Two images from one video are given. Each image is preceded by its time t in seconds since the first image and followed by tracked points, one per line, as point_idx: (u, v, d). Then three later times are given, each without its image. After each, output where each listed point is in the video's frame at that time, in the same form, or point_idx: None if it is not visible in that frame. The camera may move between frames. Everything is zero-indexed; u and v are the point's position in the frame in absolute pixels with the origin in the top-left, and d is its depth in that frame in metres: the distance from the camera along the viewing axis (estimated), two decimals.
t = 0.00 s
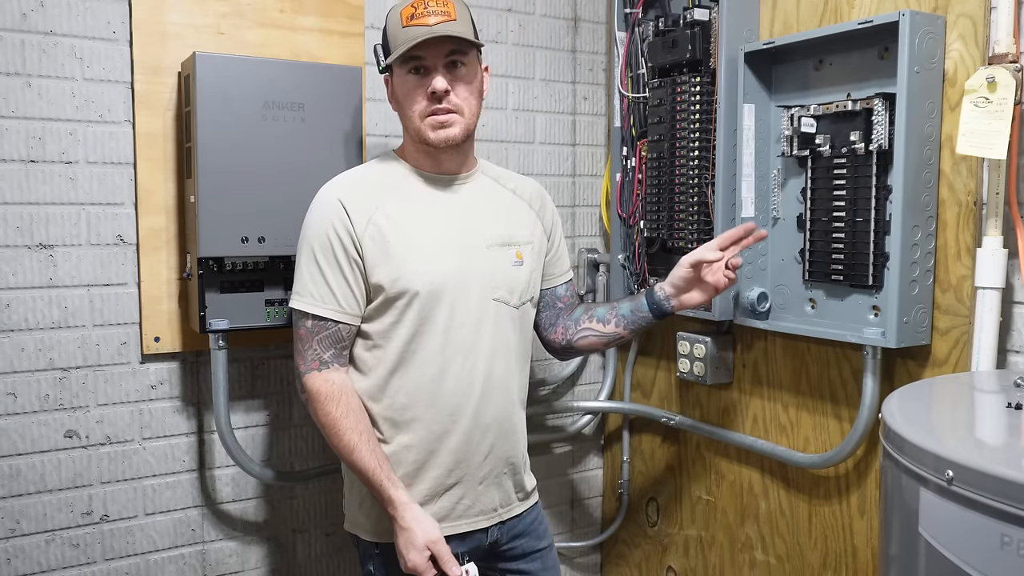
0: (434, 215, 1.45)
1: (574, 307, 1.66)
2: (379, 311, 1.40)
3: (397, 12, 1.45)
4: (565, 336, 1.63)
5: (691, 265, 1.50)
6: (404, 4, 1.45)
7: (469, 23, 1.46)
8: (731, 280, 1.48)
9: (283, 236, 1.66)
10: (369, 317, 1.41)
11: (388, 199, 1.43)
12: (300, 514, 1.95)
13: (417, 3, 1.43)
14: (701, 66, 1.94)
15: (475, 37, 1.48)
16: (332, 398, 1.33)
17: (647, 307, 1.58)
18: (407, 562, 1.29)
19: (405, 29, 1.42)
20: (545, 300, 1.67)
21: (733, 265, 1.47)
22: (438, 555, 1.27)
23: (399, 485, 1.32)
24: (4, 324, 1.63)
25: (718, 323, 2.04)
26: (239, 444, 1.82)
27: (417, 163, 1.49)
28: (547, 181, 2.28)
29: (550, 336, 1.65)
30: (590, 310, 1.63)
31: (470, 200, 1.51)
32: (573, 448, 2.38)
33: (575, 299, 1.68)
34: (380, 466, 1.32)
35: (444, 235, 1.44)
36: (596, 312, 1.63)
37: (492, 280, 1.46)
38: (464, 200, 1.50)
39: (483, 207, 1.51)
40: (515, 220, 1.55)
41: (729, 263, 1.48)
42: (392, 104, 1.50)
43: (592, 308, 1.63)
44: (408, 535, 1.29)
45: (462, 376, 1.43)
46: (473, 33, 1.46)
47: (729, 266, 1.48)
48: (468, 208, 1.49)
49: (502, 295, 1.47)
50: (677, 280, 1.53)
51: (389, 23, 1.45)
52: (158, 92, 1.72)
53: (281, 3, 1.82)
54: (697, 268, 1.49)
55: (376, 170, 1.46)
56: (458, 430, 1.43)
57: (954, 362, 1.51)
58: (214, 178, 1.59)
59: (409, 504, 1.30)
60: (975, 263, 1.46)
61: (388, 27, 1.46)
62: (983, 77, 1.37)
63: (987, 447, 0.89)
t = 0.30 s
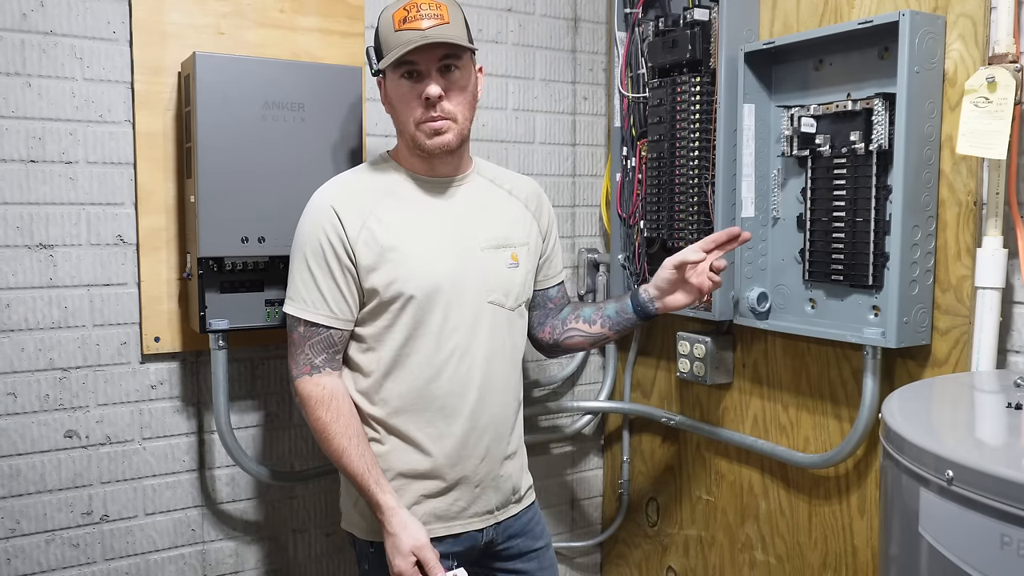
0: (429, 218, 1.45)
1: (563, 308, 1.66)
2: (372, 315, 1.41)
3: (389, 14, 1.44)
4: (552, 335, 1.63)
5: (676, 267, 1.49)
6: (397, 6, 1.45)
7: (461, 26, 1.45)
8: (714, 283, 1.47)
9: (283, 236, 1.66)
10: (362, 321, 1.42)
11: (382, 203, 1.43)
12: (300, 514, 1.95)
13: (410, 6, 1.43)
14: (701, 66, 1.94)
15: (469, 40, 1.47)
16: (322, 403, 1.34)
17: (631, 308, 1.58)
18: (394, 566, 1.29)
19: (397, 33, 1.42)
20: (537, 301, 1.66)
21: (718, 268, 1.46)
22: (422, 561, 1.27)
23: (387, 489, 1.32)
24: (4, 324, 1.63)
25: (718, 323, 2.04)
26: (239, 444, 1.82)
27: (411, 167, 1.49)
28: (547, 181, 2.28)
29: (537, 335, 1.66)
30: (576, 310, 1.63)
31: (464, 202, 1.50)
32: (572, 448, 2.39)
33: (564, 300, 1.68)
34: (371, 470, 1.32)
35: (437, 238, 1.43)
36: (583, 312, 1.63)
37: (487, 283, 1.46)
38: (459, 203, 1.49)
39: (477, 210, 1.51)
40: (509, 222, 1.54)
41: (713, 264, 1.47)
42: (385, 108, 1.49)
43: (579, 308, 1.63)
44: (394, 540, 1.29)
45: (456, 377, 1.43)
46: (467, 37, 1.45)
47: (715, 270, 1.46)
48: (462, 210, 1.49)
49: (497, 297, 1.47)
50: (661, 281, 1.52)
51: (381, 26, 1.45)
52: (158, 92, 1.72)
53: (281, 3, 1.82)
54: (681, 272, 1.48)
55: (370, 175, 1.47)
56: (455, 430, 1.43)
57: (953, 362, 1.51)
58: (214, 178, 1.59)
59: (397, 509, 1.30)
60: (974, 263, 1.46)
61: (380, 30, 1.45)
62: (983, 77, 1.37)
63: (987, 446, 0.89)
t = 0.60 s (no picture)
0: (426, 218, 1.45)
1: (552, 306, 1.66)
2: (371, 319, 1.41)
3: (398, 10, 1.44)
4: (537, 333, 1.65)
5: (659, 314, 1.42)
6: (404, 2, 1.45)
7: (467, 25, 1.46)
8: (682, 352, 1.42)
9: (283, 236, 1.66)
10: (360, 325, 1.42)
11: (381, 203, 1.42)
12: (300, 513, 1.95)
13: (420, 4, 1.43)
14: (701, 66, 1.94)
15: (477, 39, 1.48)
16: (320, 405, 1.34)
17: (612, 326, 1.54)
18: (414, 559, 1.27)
19: (408, 30, 1.41)
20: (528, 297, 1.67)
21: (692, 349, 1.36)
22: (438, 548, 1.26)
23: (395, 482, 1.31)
24: (4, 324, 1.63)
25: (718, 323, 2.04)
26: (239, 444, 1.82)
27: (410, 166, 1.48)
28: (547, 181, 2.28)
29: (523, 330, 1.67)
30: (563, 311, 1.64)
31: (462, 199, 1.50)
32: (573, 448, 2.39)
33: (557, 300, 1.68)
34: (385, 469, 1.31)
35: (435, 237, 1.43)
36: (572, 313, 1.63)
37: (486, 283, 1.46)
38: (455, 201, 1.49)
39: (474, 208, 1.51)
40: (505, 219, 1.54)
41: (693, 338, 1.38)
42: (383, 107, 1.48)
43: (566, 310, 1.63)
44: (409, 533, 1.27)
45: (457, 377, 1.43)
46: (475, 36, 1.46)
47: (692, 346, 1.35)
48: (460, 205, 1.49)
49: (496, 297, 1.47)
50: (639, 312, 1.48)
51: (387, 22, 1.44)
52: (158, 92, 1.72)
53: (281, 3, 1.82)
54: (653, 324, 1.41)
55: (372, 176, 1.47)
56: (455, 430, 1.43)
57: (953, 362, 1.51)
58: (214, 179, 1.59)
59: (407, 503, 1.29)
60: (975, 263, 1.46)
61: (386, 26, 1.44)
62: (983, 77, 1.37)
63: (987, 447, 0.89)
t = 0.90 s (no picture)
0: (478, 219, 1.55)
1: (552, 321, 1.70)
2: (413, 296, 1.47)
3: (490, 17, 1.55)
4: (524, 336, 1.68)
5: (591, 428, 1.48)
6: (498, 10, 1.56)
7: (556, 39, 1.57)
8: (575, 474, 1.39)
9: (283, 237, 1.66)
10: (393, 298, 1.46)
11: (438, 206, 1.55)
12: (300, 513, 1.95)
13: (512, 11, 1.53)
14: (701, 66, 1.94)
15: (558, 52, 1.58)
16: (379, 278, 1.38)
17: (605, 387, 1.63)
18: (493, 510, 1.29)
19: (496, 32, 1.52)
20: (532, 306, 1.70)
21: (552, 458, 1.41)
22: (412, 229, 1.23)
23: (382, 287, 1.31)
24: (4, 324, 1.63)
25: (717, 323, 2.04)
26: (239, 444, 1.81)
27: (482, 162, 1.62)
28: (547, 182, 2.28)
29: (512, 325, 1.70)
30: (598, 343, 1.73)
31: (506, 200, 1.58)
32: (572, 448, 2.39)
33: (621, 342, 1.75)
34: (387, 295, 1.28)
35: (494, 236, 1.54)
36: (598, 345, 1.73)
37: (542, 279, 1.56)
38: (535, 203, 1.60)
39: (543, 210, 1.60)
40: (579, 221, 1.63)
41: (562, 474, 1.41)
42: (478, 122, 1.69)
43: (600, 344, 1.73)
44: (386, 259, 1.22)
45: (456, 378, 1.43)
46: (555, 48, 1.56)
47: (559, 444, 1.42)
48: (507, 207, 1.58)
49: (549, 294, 1.57)
50: (608, 431, 1.53)
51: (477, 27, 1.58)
52: (158, 92, 1.72)
53: (281, 3, 1.82)
54: (571, 421, 1.49)
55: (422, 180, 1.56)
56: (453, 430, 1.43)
57: (954, 363, 1.51)
58: (214, 178, 1.59)
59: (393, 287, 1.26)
60: (975, 263, 1.46)
61: (480, 30, 1.56)
62: (983, 77, 1.37)
63: (987, 447, 0.89)
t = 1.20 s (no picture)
0: (478, 219, 1.55)
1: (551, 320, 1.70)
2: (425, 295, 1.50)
3: (503, 18, 1.54)
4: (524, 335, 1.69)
5: (586, 430, 1.48)
6: (510, 10, 1.55)
7: (564, 44, 1.57)
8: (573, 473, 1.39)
9: (283, 237, 1.66)
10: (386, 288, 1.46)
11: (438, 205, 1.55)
12: (299, 513, 1.95)
13: (525, 14, 1.53)
14: (701, 66, 1.94)
15: (567, 58, 1.58)
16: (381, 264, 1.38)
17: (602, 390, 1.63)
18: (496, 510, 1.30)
19: (507, 34, 1.51)
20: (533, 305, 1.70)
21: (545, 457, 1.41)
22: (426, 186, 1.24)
23: (392, 251, 1.31)
24: (4, 324, 1.63)
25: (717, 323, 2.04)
26: (239, 444, 1.81)
27: (482, 162, 1.62)
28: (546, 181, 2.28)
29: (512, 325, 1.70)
30: (597, 344, 1.74)
31: (506, 200, 1.59)
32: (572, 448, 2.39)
33: (619, 343, 1.76)
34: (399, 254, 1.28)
35: (492, 236, 1.54)
36: (596, 346, 1.74)
37: (541, 280, 1.56)
38: (534, 204, 1.60)
39: (542, 211, 1.60)
40: (578, 222, 1.63)
41: (555, 474, 1.42)
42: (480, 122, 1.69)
43: (598, 345, 1.73)
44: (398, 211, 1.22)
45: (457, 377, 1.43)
46: (564, 55, 1.56)
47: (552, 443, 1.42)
48: (506, 208, 1.58)
49: (548, 294, 1.57)
50: (604, 433, 1.52)
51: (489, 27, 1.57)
52: (158, 92, 1.72)
53: (281, 3, 1.82)
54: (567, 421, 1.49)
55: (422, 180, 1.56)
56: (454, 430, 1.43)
57: (954, 363, 1.51)
58: (213, 179, 1.59)
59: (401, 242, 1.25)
60: (975, 263, 1.46)
61: (491, 30, 1.55)
62: (983, 77, 1.37)
63: (987, 447, 0.89)
